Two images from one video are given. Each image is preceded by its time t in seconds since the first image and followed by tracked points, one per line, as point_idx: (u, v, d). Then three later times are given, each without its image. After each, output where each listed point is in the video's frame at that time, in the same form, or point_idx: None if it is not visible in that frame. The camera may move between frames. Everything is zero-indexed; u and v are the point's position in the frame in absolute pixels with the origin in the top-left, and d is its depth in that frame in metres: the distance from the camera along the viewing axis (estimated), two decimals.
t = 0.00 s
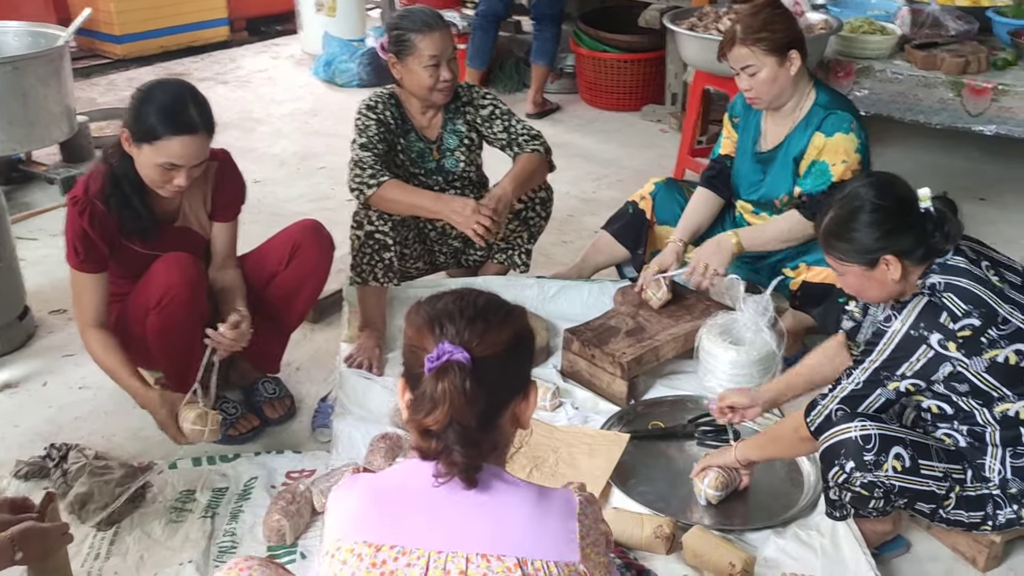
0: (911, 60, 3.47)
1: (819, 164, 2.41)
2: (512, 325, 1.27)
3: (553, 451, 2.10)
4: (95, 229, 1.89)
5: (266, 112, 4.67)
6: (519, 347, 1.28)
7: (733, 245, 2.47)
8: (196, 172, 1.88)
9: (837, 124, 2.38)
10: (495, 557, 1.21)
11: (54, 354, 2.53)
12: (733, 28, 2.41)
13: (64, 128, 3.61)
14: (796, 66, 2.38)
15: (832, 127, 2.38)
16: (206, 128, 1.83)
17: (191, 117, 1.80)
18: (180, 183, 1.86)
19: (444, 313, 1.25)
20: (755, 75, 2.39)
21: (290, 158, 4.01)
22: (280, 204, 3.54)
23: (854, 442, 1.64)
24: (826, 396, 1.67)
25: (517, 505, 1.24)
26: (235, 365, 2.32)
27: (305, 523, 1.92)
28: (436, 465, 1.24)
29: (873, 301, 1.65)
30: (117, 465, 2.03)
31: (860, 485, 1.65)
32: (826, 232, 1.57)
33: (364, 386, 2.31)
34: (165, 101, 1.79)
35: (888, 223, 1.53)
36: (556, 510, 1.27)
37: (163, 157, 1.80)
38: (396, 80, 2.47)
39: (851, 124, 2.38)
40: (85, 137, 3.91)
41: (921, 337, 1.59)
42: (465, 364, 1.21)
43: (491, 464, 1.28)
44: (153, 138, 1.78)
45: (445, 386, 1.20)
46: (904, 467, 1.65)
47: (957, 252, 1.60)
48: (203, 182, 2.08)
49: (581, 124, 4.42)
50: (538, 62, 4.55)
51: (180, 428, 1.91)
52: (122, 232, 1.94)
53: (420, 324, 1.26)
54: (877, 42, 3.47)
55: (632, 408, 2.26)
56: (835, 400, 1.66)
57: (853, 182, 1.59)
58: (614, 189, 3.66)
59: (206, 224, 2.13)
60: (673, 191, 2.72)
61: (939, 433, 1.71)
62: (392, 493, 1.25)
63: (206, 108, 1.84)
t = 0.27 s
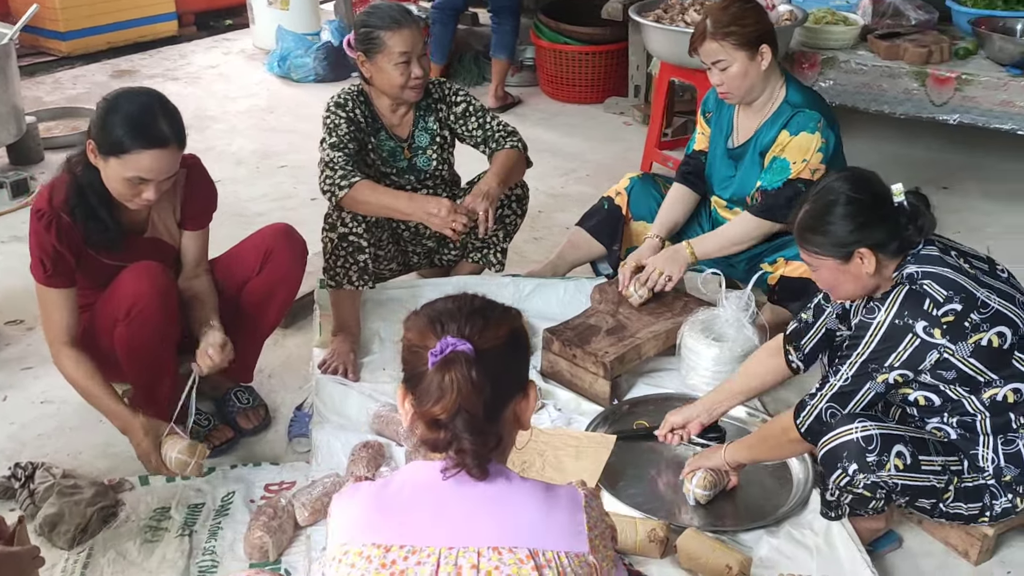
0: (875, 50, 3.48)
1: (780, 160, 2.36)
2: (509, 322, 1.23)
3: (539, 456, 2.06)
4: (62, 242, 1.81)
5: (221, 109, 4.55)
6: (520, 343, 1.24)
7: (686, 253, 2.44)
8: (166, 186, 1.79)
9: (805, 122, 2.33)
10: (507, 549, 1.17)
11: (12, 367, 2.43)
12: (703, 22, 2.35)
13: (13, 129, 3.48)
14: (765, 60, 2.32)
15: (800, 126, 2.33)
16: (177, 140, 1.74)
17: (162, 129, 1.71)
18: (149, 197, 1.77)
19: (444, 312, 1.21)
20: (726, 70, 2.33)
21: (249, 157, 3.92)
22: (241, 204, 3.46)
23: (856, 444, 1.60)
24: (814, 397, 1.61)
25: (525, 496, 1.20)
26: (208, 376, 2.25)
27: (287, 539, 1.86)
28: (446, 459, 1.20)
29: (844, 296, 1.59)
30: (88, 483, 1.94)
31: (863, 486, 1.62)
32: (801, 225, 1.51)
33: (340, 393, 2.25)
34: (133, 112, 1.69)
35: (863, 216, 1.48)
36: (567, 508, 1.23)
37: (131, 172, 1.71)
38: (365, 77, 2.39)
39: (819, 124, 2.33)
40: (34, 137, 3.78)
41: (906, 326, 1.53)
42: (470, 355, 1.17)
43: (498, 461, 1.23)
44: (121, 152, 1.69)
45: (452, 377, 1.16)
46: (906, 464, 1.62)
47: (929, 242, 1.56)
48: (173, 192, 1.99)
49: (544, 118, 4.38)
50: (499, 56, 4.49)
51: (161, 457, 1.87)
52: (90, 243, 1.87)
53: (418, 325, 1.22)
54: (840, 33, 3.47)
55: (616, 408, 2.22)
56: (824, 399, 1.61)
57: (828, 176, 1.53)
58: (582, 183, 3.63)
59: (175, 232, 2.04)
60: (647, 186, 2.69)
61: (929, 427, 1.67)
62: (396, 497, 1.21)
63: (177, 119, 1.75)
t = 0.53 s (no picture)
0: (840, 44, 3.51)
1: (755, 157, 2.34)
2: (518, 328, 1.18)
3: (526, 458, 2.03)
4: (34, 258, 1.75)
5: (179, 108, 4.45)
6: (528, 348, 1.18)
7: (670, 262, 2.38)
8: (145, 202, 1.78)
9: (778, 117, 2.30)
10: (524, 559, 1.09)
11: None
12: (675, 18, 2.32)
13: None
14: (738, 54, 2.30)
15: (773, 120, 2.31)
16: (158, 156, 1.74)
17: (144, 144, 1.70)
18: (128, 212, 1.76)
19: (450, 319, 1.15)
20: (698, 66, 2.29)
21: (211, 156, 3.84)
22: (207, 206, 3.38)
23: (868, 454, 1.58)
24: (825, 403, 1.60)
25: (538, 500, 1.12)
26: (186, 383, 2.21)
27: (275, 552, 1.82)
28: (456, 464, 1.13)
29: (848, 287, 1.62)
30: (64, 500, 1.87)
31: (875, 495, 1.61)
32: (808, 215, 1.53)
33: (323, 399, 2.20)
34: (114, 125, 1.68)
35: (869, 208, 1.50)
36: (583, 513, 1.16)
37: (112, 187, 1.69)
38: (342, 76, 2.35)
39: (792, 118, 2.30)
40: None
41: (915, 320, 1.55)
42: (479, 355, 1.11)
43: (509, 463, 1.17)
44: (102, 167, 1.67)
45: (462, 379, 1.09)
46: (916, 472, 1.61)
47: (936, 237, 1.59)
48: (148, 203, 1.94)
49: (510, 114, 4.35)
50: (462, 52, 4.46)
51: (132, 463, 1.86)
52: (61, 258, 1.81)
53: (421, 333, 1.16)
54: (805, 27, 3.50)
55: (604, 408, 2.21)
56: (838, 404, 1.60)
57: (834, 168, 1.56)
58: (552, 180, 3.61)
59: (150, 242, 2.01)
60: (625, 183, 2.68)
61: (927, 423, 1.67)
62: (402, 509, 1.13)
63: (158, 134, 1.75)
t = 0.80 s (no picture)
0: (814, 42, 3.55)
1: (752, 156, 2.34)
2: (557, 341, 1.16)
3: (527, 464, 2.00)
4: (30, 270, 1.69)
5: (146, 113, 4.37)
6: (564, 363, 1.17)
7: (673, 260, 2.36)
8: (143, 213, 1.72)
9: (772, 116, 2.31)
10: None
11: None
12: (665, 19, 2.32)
13: None
14: (729, 53, 2.31)
15: (768, 119, 2.32)
16: (157, 167, 1.67)
17: (143, 156, 1.63)
18: (126, 225, 1.69)
19: (489, 337, 1.12)
20: (690, 65, 2.30)
21: (183, 162, 3.77)
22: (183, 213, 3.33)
23: (902, 458, 1.67)
24: (861, 401, 1.68)
25: (586, 518, 1.16)
26: (177, 395, 2.16)
27: (286, 565, 1.78)
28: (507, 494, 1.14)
29: (876, 272, 1.65)
30: (65, 519, 1.83)
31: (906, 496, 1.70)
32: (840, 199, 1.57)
33: (322, 408, 2.18)
34: (109, 138, 1.61)
35: (900, 192, 1.53)
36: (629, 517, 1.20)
37: (109, 202, 1.63)
38: (332, 80, 2.32)
39: (787, 116, 2.32)
40: None
41: (944, 314, 1.62)
42: (529, 387, 1.09)
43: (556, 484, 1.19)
44: (98, 182, 1.60)
45: (518, 413, 1.08)
46: (943, 473, 1.70)
47: (960, 229, 1.67)
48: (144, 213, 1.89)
49: (484, 114, 4.33)
50: (433, 53, 4.43)
51: (143, 493, 1.78)
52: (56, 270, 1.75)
53: (458, 352, 1.13)
54: (779, 25, 3.54)
55: (606, 410, 2.20)
56: (874, 402, 1.68)
57: (864, 153, 1.59)
58: (532, 181, 3.61)
59: (146, 253, 1.95)
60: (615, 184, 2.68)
61: (942, 416, 1.75)
62: (452, 534, 1.16)
63: (157, 144, 1.68)
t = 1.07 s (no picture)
0: (800, 39, 3.60)
1: (761, 153, 2.38)
2: (615, 351, 1.22)
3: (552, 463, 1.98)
4: (57, 291, 1.69)
5: (128, 121, 4.32)
6: (623, 363, 1.23)
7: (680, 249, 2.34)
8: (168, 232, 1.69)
9: (781, 114, 2.35)
10: (657, 562, 1.19)
11: None
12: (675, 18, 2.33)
13: None
14: (739, 53, 2.34)
15: (778, 116, 2.35)
16: (182, 186, 1.65)
17: (169, 176, 1.61)
18: (152, 245, 1.67)
19: (549, 341, 1.18)
20: (701, 65, 2.32)
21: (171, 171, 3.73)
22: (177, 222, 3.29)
23: (927, 440, 1.69)
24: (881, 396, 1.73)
25: (655, 507, 1.22)
26: (194, 408, 2.14)
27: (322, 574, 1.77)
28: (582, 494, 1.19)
29: (903, 263, 1.73)
30: (93, 537, 1.81)
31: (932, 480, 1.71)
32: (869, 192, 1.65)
33: (341, 415, 2.15)
34: (133, 157, 1.58)
35: (927, 187, 1.61)
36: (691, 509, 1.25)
37: (136, 223, 1.61)
38: (337, 86, 2.31)
39: (795, 114, 2.36)
40: None
41: (965, 314, 1.68)
42: (600, 400, 1.14)
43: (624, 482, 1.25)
44: (124, 204, 1.58)
45: (594, 425, 1.14)
46: (968, 455, 1.72)
47: (982, 224, 1.71)
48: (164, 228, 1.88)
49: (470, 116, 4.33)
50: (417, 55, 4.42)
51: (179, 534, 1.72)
52: (82, 290, 1.74)
53: (520, 357, 1.19)
54: (766, 23, 3.58)
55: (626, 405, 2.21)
56: (893, 397, 1.73)
57: (892, 148, 1.68)
58: (526, 182, 3.61)
59: (165, 264, 1.94)
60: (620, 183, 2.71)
61: (965, 405, 1.76)
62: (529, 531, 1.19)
63: (181, 162, 1.65)
